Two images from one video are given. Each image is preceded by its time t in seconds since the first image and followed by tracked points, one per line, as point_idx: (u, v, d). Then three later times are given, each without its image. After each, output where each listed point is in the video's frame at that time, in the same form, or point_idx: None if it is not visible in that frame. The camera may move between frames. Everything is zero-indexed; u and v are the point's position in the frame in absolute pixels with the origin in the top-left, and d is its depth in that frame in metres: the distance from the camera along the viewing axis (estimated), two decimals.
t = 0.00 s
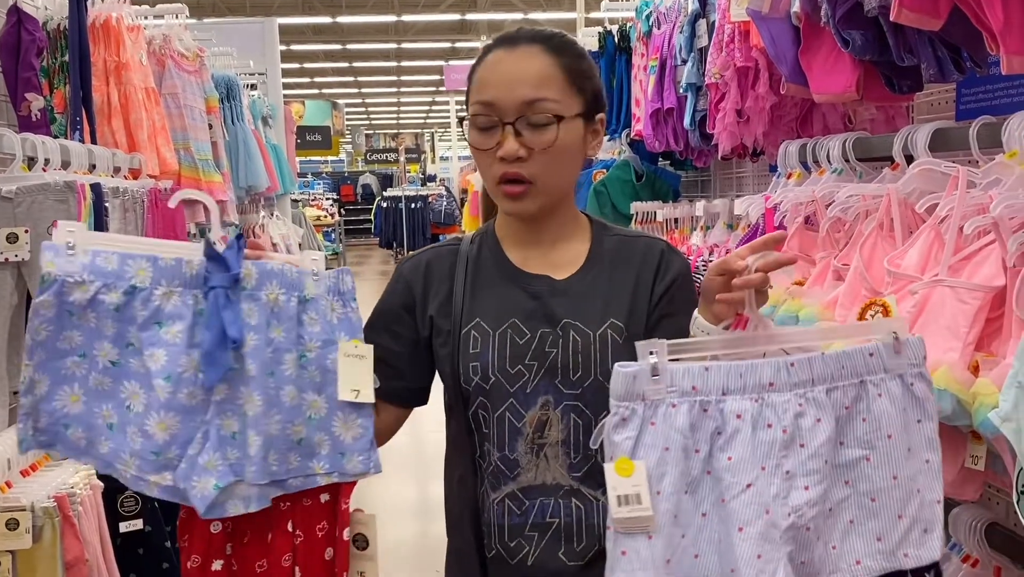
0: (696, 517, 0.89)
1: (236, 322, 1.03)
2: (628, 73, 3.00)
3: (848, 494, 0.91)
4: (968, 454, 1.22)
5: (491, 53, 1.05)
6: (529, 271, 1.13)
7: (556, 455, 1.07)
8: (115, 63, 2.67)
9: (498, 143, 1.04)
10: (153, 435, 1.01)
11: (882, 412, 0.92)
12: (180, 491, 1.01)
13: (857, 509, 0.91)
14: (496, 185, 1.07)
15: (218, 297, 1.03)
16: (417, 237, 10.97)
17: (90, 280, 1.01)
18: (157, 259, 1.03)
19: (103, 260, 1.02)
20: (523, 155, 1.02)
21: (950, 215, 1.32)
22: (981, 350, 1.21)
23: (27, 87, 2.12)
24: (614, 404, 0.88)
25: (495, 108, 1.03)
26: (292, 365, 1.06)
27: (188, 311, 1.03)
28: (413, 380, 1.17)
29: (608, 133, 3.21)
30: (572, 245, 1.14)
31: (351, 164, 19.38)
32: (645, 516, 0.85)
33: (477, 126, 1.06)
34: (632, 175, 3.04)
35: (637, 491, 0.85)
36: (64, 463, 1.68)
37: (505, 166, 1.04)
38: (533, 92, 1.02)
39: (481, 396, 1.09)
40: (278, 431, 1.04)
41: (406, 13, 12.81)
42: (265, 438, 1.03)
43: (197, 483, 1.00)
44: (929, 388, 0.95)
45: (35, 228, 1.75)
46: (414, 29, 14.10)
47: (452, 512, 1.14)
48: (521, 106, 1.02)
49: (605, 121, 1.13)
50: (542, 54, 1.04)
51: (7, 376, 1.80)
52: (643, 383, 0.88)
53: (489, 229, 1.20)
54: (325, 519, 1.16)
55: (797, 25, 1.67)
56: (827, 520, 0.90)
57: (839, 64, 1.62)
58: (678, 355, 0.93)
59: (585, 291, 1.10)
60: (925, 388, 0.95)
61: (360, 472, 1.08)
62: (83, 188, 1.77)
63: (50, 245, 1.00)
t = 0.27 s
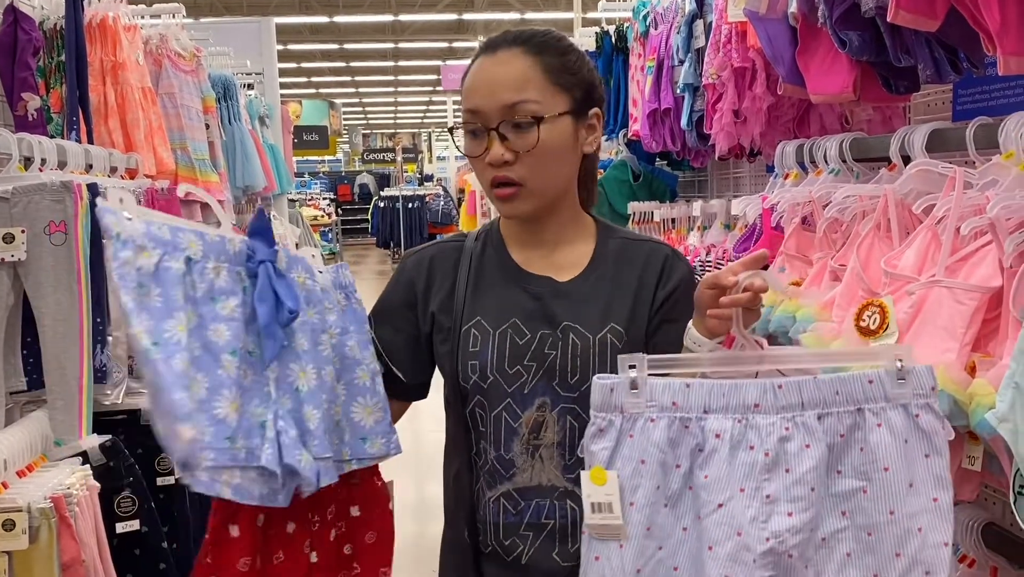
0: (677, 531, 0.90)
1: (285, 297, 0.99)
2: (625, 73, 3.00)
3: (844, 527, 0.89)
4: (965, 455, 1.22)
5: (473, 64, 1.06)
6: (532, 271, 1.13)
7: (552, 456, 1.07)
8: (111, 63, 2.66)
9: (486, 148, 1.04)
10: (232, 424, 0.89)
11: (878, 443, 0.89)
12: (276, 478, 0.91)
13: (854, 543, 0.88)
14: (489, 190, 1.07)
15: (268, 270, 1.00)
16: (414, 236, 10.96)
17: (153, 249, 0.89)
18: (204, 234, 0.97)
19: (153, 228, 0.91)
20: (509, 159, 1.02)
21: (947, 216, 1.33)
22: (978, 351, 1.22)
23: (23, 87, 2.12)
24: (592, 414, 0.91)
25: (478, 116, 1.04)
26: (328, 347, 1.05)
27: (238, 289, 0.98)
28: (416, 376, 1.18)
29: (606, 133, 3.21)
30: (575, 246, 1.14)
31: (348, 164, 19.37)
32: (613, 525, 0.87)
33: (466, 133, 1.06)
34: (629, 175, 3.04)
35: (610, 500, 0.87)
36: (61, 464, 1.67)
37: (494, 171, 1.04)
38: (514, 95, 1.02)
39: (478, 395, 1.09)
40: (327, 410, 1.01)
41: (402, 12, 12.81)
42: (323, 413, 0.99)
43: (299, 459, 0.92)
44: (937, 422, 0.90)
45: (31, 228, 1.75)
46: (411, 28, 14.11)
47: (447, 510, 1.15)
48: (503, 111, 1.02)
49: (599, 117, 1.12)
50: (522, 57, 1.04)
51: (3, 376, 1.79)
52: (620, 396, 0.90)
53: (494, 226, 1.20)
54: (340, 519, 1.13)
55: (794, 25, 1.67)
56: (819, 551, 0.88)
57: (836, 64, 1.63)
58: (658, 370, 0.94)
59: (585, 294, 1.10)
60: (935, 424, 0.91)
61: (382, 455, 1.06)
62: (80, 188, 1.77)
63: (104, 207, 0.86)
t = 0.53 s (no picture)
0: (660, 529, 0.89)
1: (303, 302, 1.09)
2: (623, 73, 3.00)
3: (830, 535, 0.85)
4: (963, 454, 1.22)
5: (476, 64, 1.06)
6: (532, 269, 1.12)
7: (552, 453, 1.07)
8: (108, 62, 2.65)
9: (489, 148, 1.03)
10: (258, 416, 1.02)
11: (865, 452, 0.85)
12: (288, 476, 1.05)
13: (840, 553, 0.85)
14: (491, 190, 1.07)
15: (292, 271, 1.10)
16: (411, 236, 10.95)
17: (192, 241, 1.00)
18: (236, 230, 1.07)
19: (193, 221, 1.01)
20: (512, 159, 1.02)
21: (944, 215, 1.33)
22: (975, 351, 1.21)
23: (20, 86, 2.11)
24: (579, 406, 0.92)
25: (482, 115, 1.03)
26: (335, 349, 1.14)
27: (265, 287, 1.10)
28: (415, 373, 1.18)
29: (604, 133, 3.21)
30: (575, 245, 1.14)
31: (346, 164, 19.37)
32: (590, 516, 0.89)
33: (468, 133, 1.06)
34: (627, 175, 3.04)
35: (590, 491, 0.89)
36: (58, 464, 1.66)
37: (496, 171, 1.04)
38: (518, 95, 1.02)
39: (478, 392, 1.09)
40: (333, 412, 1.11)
41: (400, 13, 12.81)
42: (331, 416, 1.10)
43: (309, 461, 1.04)
44: (932, 435, 0.84)
45: (27, 227, 1.74)
46: (409, 29, 14.12)
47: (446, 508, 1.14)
48: (507, 111, 1.02)
49: (601, 118, 1.12)
50: (527, 58, 1.03)
51: None
52: (606, 391, 0.90)
53: (495, 225, 1.19)
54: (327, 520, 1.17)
55: (791, 24, 1.67)
56: (803, 559, 0.85)
57: (833, 63, 1.63)
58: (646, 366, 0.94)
59: (586, 292, 1.09)
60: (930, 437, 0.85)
61: (361, 461, 1.13)
62: (76, 187, 1.77)
63: (151, 197, 0.96)
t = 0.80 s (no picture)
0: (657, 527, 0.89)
1: (309, 310, 1.11)
2: (621, 74, 3.00)
3: (825, 536, 0.85)
4: (961, 455, 1.22)
5: (479, 64, 1.05)
6: (532, 268, 1.12)
7: (553, 452, 1.07)
8: (105, 63, 2.65)
9: (492, 149, 1.03)
10: (257, 423, 1.03)
11: (855, 455, 0.84)
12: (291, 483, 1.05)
13: (835, 552, 0.84)
14: (492, 189, 1.06)
15: (302, 276, 1.12)
16: (410, 237, 10.95)
17: (206, 244, 1.03)
18: (250, 232, 1.09)
19: (208, 222, 1.03)
20: (514, 160, 1.02)
21: (943, 216, 1.33)
22: (973, 351, 1.21)
23: (17, 86, 2.11)
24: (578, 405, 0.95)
25: (484, 117, 1.03)
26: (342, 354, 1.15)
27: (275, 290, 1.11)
28: (414, 373, 1.18)
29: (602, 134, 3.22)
30: (575, 245, 1.14)
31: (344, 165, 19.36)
32: (586, 512, 0.91)
33: (471, 133, 1.05)
34: (625, 176, 3.04)
35: (587, 488, 0.91)
36: (55, 465, 1.66)
37: (498, 172, 1.04)
38: (521, 97, 1.02)
39: (480, 391, 1.09)
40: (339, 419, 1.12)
41: (398, 14, 12.81)
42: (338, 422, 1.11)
43: (312, 467, 1.05)
44: (924, 440, 0.82)
45: (24, 228, 1.74)
46: (407, 30, 14.11)
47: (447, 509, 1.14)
48: (510, 113, 1.02)
49: (603, 120, 1.12)
50: (530, 59, 1.03)
51: None
52: (604, 391, 0.92)
53: (495, 225, 1.19)
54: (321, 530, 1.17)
55: (790, 26, 1.67)
56: (799, 559, 0.84)
57: (831, 64, 1.63)
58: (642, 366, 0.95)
59: (587, 291, 1.09)
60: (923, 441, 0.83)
61: (362, 465, 1.14)
62: (73, 188, 1.76)
63: (169, 197, 0.98)
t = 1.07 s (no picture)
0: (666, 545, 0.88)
1: (294, 326, 1.02)
2: (620, 76, 3.01)
3: (836, 558, 0.84)
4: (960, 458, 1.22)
5: (484, 66, 1.05)
6: (533, 271, 1.12)
7: (555, 456, 1.07)
8: (105, 64, 2.65)
9: (497, 151, 1.03)
10: (251, 440, 0.93)
11: (866, 480, 0.82)
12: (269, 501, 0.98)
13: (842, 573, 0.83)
14: (496, 192, 1.06)
15: (278, 295, 1.01)
16: (409, 238, 10.95)
17: (164, 268, 0.93)
18: (220, 250, 0.98)
19: (172, 244, 0.94)
20: (520, 162, 1.02)
21: (942, 218, 1.33)
22: (973, 353, 1.21)
23: (17, 89, 2.10)
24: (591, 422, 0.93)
25: (490, 119, 1.03)
26: (332, 371, 1.06)
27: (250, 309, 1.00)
28: (416, 378, 1.17)
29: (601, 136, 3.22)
30: (576, 248, 1.13)
31: (343, 166, 19.36)
32: (596, 530, 0.90)
33: (475, 134, 1.05)
34: (625, 177, 3.04)
35: (596, 506, 0.90)
36: (54, 467, 1.66)
37: (502, 175, 1.03)
38: (527, 100, 1.01)
39: (481, 396, 1.09)
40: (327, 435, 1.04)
41: (397, 15, 12.81)
42: (318, 441, 1.03)
43: (289, 487, 0.97)
44: (937, 465, 0.81)
45: (23, 230, 1.73)
46: (406, 31, 14.11)
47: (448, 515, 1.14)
48: (516, 116, 1.02)
49: (604, 123, 1.12)
50: (536, 62, 1.03)
51: None
52: (615, 408, 0.91)
53: (494, 229, 1.19)
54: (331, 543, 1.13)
55: (789, 28, 1.68)
56: None
57: (830, 67, 1.63)
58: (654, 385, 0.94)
59: (587, 295, 1.09)
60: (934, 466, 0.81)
61: (363, 478, 1.07)
62: (72, 190, 1.76)
63: (122, 225, 0.92)
